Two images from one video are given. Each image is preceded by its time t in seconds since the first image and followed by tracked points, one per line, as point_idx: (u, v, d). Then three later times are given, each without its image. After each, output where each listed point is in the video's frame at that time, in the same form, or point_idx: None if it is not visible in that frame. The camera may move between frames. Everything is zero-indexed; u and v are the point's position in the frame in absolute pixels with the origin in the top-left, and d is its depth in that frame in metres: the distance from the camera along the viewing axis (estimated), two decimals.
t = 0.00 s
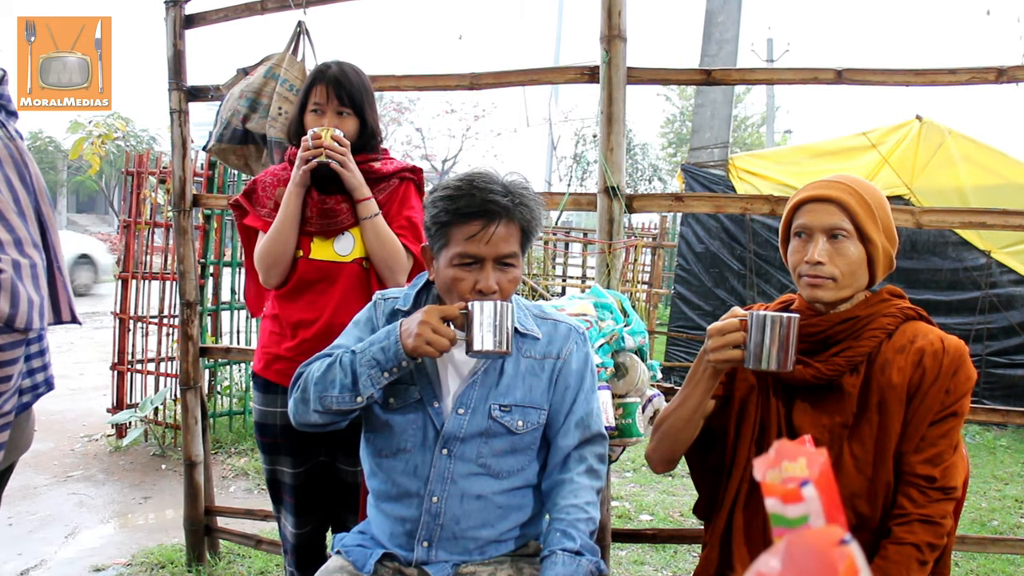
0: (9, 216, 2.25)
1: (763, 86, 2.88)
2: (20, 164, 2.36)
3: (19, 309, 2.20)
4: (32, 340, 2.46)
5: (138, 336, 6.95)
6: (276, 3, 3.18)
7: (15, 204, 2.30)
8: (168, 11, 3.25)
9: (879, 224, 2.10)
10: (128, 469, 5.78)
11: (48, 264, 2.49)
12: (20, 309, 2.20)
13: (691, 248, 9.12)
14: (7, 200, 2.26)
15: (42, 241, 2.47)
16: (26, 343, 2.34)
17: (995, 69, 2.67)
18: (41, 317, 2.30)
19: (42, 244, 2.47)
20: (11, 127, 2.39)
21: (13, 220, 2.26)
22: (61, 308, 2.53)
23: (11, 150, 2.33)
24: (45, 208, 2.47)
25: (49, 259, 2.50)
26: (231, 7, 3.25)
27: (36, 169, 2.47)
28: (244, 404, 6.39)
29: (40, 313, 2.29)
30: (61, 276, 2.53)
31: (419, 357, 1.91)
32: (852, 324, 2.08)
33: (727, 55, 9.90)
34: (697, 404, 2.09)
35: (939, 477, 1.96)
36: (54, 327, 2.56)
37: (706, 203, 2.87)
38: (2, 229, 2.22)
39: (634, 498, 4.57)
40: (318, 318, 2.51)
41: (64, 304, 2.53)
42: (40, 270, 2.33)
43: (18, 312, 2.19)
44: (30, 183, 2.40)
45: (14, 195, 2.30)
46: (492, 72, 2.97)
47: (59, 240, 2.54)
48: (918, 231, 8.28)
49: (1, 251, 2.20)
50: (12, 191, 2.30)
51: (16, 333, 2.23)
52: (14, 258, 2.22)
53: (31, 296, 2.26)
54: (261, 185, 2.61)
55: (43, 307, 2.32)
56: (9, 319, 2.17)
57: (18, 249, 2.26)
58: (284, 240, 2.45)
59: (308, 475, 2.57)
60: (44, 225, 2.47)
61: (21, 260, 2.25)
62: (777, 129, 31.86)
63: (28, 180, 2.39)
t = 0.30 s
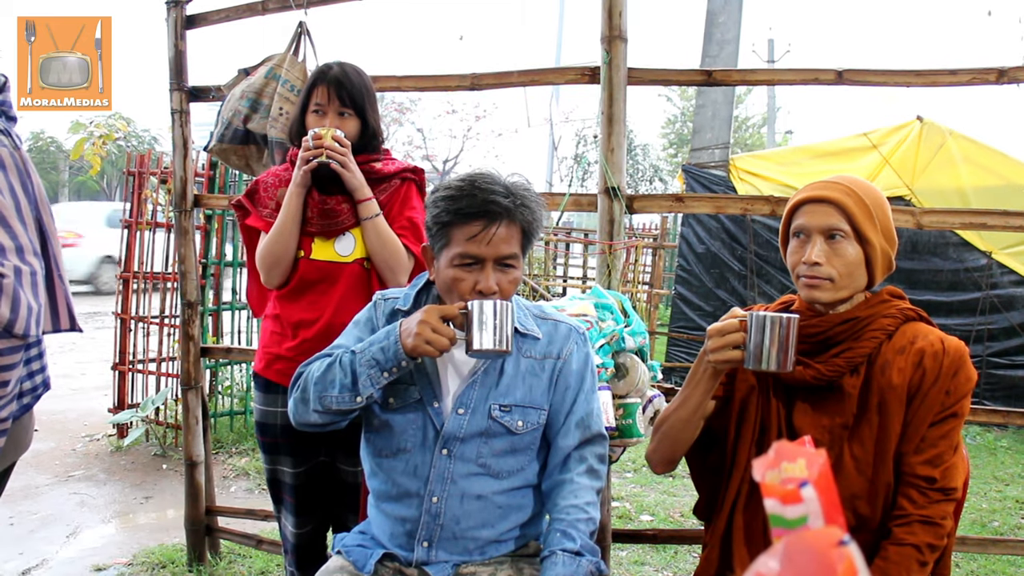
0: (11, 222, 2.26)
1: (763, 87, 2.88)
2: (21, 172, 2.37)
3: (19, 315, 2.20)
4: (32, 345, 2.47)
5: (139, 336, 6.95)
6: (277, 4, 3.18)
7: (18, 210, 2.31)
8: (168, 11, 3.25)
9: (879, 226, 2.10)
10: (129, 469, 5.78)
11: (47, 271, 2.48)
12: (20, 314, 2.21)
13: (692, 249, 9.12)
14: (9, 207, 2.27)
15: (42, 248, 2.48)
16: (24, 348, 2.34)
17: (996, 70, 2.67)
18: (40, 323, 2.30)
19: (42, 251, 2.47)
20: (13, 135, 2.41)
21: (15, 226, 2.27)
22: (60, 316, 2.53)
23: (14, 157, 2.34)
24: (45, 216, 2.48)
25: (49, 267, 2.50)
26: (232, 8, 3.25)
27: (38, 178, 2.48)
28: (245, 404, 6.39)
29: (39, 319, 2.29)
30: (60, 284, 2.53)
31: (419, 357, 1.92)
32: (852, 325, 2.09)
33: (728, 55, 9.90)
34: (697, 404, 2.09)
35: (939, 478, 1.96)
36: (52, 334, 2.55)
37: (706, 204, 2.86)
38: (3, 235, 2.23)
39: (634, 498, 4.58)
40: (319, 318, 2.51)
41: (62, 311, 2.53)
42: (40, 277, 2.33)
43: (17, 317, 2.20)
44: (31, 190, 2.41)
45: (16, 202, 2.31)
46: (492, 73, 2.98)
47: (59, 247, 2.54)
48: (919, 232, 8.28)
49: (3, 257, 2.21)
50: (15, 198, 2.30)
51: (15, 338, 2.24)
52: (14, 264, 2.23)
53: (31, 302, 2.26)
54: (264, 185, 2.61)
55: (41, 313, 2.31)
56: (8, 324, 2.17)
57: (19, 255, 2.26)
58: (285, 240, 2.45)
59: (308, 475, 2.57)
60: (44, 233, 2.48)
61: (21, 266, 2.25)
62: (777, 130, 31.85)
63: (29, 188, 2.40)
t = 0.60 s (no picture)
0: (9, 223, 2.26)
1: (763, 86, 2.87)
2: (19, 173, 2.37)
3: (17, 315, 2.21)
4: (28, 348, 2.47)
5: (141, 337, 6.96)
6: (277, 4, 3.19)
7: (14, 212, 2.31)
8: (168, 12, 3.25)
9: (878, 226, 2.10)
10: (131, 470, 5.80)
11: (44, 272, 2.49)
12: (18, 314, 2.21)
13: (693, 248, 9.11)
14: (6, 208, 2.27)
15: (39, 250, 2.48)
16: (22, 349, 2.35)
17: (997, 68, 2.66)
18: (37, 323, 2.30)
19: (39, 253, 2.47)
20: (11, 137, 2.42)
21: (12, 228, 2.27)
22: (58, 317, 2.53)
23: (11, 159, 2.34)
24: (42, 218, 2.48)
25: (46, 268, 2.50)
26: (232, 9, 3.25)
27: (35, 179, 2.48)
28: (246, 405, 6.40)
29: (37, 319, 2.29)
30: (58, 286, 2.53)
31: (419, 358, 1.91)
32: (853, 324, 2.08)
33: (729, 55, 9.89)
34: (697, 404, 2.09)
35: (940, 478, 1.96)
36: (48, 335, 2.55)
37: (707, 203, 2.86)
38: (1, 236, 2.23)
39: (636, 498, 4.57)
40: (319, 318, 2.51)
41: (59, 311, 2.53)
42: (38, 277, 2.34)
43: (16, 317, 2.20)
44: (29, 192, 2.41)
45: (13, 203, 2.31)
46: (492, 73, 2.97)
47: (56, 248, 2.54)
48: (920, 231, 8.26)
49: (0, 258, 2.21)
50: (11, 200, 2.31)
51: (13, 338, 2.24)
52: (12, 265, 2.22)
53: (29, 302, 2.26)
54: (264, 185, 2.61)
55: (39, 313, 2.31)
56: (6, 324, 2.18)
57: (16, 256, 2.26)
58: (285, 240, 2.45)
59: (309, 475, 2.57)
60: (41, 234, 2.48)
61: (19, 267, 2.25)
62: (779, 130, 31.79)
63: (26, 190, 2.40)
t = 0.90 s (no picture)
0: (8, 224, 2.26)
1: (764, 85, 2.86)
2: (18, 174, 2.37)
3: (16, 316, 2.21)
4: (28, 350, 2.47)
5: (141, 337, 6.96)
6: (277, 4, 3.19)
7: (14, 213, 2.31)
8: (168, 12, 3.25)
9: (879, 226, 2.09)
10: (132, 470, 5.80)
11: (43, 274, 2.49)
12: (17, 315, 2.21)
13: (694, 248, 9.10)
14: (5, 209, 2.27)
15: (38, 251, 2.48)
16: (21, 350, 2.35)
17: (998, 68, 2.65)
18: (37, 324, 2.30)
19: (38, 254, 2.47)
20: (11, 138, 2.42)
21: (11, 228, 2.28)
22: (57, 318, 2.53)
23: (11, 160, 2.34)
24: (41, 219, 2.48)
25: (45, 269, 2.50)
26: (232, 9, 3.25)
27: (35, 180, 2.48)
28: (247, 405, 6.40)
29: (37, 320, 2.30)
30: (57, 287, 2.53)
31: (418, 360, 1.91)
32: (853, 324, 2.08)
33: (730, 54, 9.88)
34: (697, 404, 2.08)
35: (941, 478, 1.95)
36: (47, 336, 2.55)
37: (707, 203, 2.85)
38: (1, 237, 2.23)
39: (637, 498, 4.57)
40: (319, 318, 2.51)
41: (58, 312, 2.53)
42: (37, 278, 2.34)
43: (15, 318, 2.20)
44: (28, 194, 2.41)
45: (12, 204, 2.31)
46: (492, 72, 2.97)
47: (55, 249, 2.54)
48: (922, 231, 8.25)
49: None
50: (10, 201, 2.31)
51: (12, 339, 2.24)
52: (11, 265, 2.23)
53: (28, 303, 2.27)
54: (265, 185, 2.61)
55: (38, 314, 2.32)
56: (5, 324, 2.18)
57: (15, 257, 2.26)
58: (286, 241, 2.45)
59: (310, 476, 2.57)
60: (40, 235, 2.48)
61: (18, 268, 2.25)
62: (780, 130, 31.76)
63: (26, 190, 2.40)
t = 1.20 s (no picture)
0: (8, 226, 2.27)
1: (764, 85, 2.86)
2: (19, 175, 2.38)
3: (15, 317, 2.22)
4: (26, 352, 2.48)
5: (142, 338, 6.97)
6: (277, 5, 3.19)
7: (14, 214, 2.32)
8: (168, 12, 3.26)
9: (878, 226, 2.09)
10: (133, 470, 5.80)
11: (43, 275, 2.49)
12: (17, 316, 2.22)
13: (694, 247, 9.10)
14: (6, 211, 2.28)
15: (38, 252, 2.49)
16: (21, 351, 2.35)
17: (998, 67, 2.65)
18: (36, 326, 2.30)
19: (38, 255, 2.47)
20: (11, 139, 2.43)
21: (12, 230, 2.28)
22: (56, 320, 2.53)
23: (12, 161, 2.35)
24: (42, 220, 2.49)
25: (45, 271, 2.50)
26: (232, 9, 3.26)
27: (35, 181, 2.49)
28: (248, 405, 6.41)
29: (36, 321, 2.30)
30: (57, 288, 2.53)
31: (418, 363, 1.91)
32: (852, 323, 2.08)
33: (730, 54, 9.88)
34: (697, 403, 2.09)
35: (941, 476, 1.95)
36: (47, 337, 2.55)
37: (708, 202, 2.84)
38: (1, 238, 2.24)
39: (637, 498, 4.56)
40: (319, 318, 2.51)
41: (57, 314, 2.53)
42: (37, 279, 2.34)
43: (14, 320, 2.21)
44: (28, 195, 2.42)
45: (12, 206, 2.32)
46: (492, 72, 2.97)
47: (55, 250, 2.55)
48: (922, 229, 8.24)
49: None
50: (11, 203, 2.32)
51: (11, 341, 2.24)
52: (11, 267, 2.23)
53: (27, 305, 2.27)
54: (265, 186, 2.61)
55: (38, 316, 2.32)
56: (4, 326, 2.19)
57: (16, 258, 2.27)
58: (286, 241, 2.46)
59: (311, 476, 2.58)
60: (41, 236, 2.49)
61: (18, 269, 2.25)
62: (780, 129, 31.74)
63: (26, 191, 2.40)
